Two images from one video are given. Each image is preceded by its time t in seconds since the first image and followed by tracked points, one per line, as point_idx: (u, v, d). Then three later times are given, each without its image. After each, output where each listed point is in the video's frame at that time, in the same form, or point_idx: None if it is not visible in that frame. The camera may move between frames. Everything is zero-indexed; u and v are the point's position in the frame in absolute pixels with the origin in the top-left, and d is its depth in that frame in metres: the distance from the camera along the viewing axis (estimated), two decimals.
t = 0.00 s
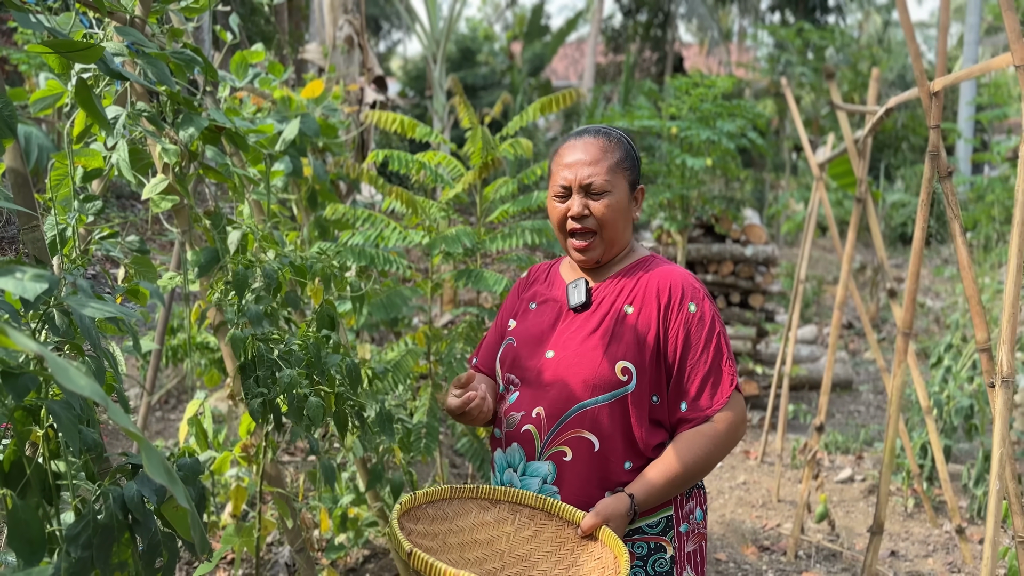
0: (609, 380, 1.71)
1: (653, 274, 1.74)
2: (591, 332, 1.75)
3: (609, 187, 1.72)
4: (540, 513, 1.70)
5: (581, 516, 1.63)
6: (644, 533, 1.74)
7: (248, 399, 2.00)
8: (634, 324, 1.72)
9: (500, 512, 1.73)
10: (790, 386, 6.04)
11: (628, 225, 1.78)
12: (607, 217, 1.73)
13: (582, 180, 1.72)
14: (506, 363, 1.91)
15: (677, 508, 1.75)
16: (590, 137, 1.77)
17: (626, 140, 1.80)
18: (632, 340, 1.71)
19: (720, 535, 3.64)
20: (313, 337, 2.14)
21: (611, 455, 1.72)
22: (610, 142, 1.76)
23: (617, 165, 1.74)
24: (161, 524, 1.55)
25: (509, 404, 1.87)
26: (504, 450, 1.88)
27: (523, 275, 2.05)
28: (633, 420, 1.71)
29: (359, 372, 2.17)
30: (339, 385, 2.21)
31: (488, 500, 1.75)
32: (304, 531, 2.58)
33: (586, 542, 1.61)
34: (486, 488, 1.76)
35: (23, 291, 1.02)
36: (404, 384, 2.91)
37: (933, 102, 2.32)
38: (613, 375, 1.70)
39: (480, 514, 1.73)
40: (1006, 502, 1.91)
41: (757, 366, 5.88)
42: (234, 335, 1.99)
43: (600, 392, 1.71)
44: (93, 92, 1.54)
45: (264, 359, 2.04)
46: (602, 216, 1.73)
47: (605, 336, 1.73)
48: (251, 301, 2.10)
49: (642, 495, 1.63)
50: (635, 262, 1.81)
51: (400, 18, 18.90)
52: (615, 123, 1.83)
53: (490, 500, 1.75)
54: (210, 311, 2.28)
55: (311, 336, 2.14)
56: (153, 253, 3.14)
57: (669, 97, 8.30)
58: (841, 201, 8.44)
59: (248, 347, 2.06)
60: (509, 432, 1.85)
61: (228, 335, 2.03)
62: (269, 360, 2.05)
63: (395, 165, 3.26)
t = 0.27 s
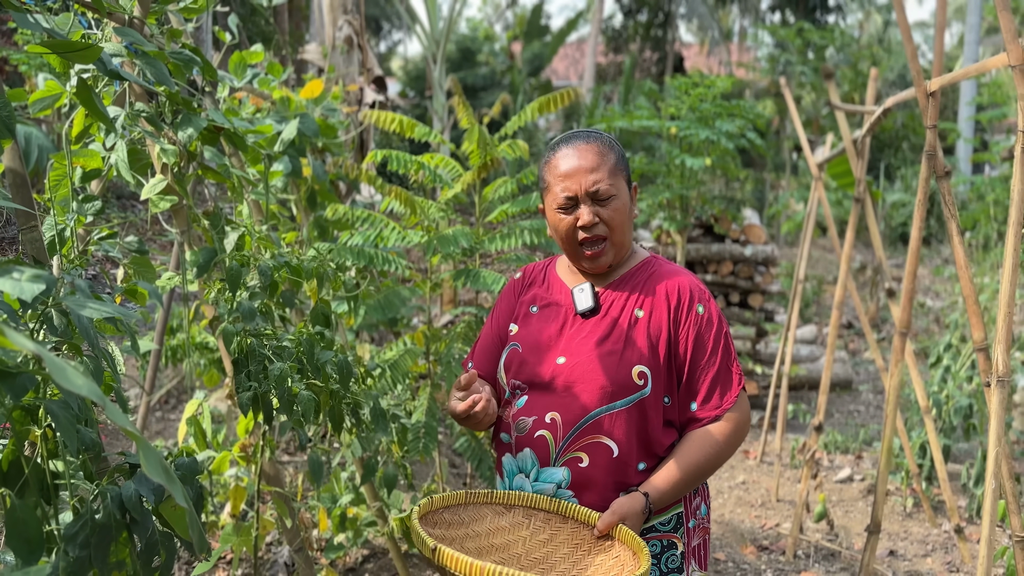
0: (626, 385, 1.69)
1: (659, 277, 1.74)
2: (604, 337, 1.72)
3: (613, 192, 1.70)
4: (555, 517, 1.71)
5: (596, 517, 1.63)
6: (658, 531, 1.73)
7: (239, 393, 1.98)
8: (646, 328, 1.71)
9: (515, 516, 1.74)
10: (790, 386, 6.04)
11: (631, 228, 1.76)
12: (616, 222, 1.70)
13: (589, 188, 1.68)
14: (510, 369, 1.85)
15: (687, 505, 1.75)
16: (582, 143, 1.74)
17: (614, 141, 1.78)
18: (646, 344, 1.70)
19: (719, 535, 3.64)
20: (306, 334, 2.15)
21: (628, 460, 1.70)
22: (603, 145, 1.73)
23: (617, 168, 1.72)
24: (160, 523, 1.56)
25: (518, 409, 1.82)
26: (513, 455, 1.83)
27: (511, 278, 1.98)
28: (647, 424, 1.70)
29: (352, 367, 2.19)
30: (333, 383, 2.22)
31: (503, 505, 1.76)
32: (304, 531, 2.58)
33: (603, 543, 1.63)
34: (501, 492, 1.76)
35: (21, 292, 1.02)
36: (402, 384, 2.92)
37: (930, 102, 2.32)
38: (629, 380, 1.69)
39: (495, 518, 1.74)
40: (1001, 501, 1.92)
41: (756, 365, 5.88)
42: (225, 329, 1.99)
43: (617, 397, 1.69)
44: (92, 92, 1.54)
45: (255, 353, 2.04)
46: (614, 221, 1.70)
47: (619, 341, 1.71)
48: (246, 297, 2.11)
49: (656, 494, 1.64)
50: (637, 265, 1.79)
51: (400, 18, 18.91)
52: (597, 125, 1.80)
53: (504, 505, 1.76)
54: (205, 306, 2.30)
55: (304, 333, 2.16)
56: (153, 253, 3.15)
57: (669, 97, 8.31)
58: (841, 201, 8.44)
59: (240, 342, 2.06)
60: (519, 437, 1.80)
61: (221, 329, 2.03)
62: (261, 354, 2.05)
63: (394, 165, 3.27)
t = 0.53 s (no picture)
0: (633, 392, 1.68)
1: (664, 281, 1.73)
2: (610, 344, 1.71)
3: (616, 196, 1.68)
4: (562, 520, 1.72)
5: (604, 520, 1.65)
6: (665, 531, 1.73)
7: (244, 400, 2.00)
8: (652, 334, 1.70)
9: (522, 520, 1.75)
10: (790, 386, 6.04)
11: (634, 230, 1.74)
12: (621, 226, 1.69)
13: (592, 195, 1.66)
14: (515, 374, 1.83)
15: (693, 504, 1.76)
16: (578, 149, 1.72)
17: (609, 143, 1.77)
18: (653, 349, 1.70)
19: (719, 535, 3.64)
20: (309, 337, 2.15)
21: (635, 466, 1.69)
22: (600, 149, 1.72)
23: (616, 171, 1.70)
24: (159, 522, 1.56)
25: (524, 412, 1.82)
26: (521, 458, 1.82)
27: (511, 281, 1.95)
28: (654, 429, 1.70)
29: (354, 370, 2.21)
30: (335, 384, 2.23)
31: (510, 509, 1.77)
32: (304, 530, 2.58)
33: (610, 546, 1.65)
34: (506, 497, 1.78)
35: (19, 292, 1.02)
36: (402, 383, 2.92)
37: (929, 102, 2.32)
38: (636, 387, 1.68)
39: (502, 523, 1.76)
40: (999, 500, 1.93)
41: (757, 365, 5.89)
42: (228, 334, 1.99)
43: (624, 405, 1.68)
44: (92, 93, 1.54)
45: (259, 359, 2.02)
46: (619, 226, 1.68)
47: (625, 346, 1.70)
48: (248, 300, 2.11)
49: (664, 497, 1.65)
50: (641, 267, 1.78)
51: (400, 18, 18.90)
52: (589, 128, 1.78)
53: (512, 509, 1.77)
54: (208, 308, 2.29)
55: (307, 336, 2.16)
56: (153, 253, 3.15)
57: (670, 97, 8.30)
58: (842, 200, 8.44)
59: (243, 346, 2.05)
60: (527, 441, 1.79)
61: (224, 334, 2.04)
62: (264, 359, 2.03)
63: (394, 165, 3.27)
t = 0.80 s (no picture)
0: (632, 394, 1.68)
1: (664, 282, 1.73)
2: (611, 346, 1.71)
3: (610, 194, 1.68)
4: (563, 521, 1.72)
5: (604, 523, 1.65)
6: (666, 532, 1.73)
7: (243, 401, 2.00)
8: (653, 336, 1.70)
9: (523, 522, 1.75)
10: (791, 385, 6.04)
11: (632, 230, 1.74)
12: (615, 225, 1.68)
13: (585, 192, 1.67)
14: (516, 376, 1.84)
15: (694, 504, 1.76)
16: (575, 148, 1.73)
17: (611, 142, 1.77)
18: (653, 352, 1.69)
19: (720, 534, 3.64)
20: (311, 340, 2.15)
21: (636, 469, 1.70)
22: (597, 148, 1.72)
23: (612, 169, 1.71)
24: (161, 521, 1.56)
25: (525, 412, 1.83)
26: (522, 459, 1.83)
27: (513, 280, 1.96)
28: (655, 431, 1.70)
29: (356, 373, 2.19)
30: (337, 386, 2.23)
31: (511, 511, 1.78)
32: (305, 530, 2.59)
33: (611, 548, 1.65)
34: (507, 499, 1.78)
35: (22, 292, 1.03)
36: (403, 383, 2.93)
37: (930, 100, 2.32)
38: (636, 390, 1.68)
39: (503, 525, 1.76)
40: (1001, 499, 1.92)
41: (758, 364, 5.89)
42: (229, 337, 1.99)
43: (624, 407, 1.68)
44: (94, 93, 1.55)
45: (260, 362, 2.03)
46: (612, 224, 1.67)
47: (625, 349, 1.70)
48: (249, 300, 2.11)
49: (665, 499, 1.65)
50: (641, 269, 1.78)
51: (401, 18, 18.90)
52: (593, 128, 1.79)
53: (512, 511, 1.78)
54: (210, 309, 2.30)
55: (309, 339, 2.15)
56: (155, 253, 3.16)
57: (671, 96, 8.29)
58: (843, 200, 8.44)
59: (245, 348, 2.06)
60: (528, 441, 1.80)
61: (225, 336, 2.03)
62: (265, 362, 2.04)
63: (395, 165, 3.27)
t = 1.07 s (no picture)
0: (623, 387, 1.68)
1: (660, 276, 1.73)
2: (602, 337, 1.71)
3: (598, 173, 1.72)
4: (553, 519, 1.69)
5: (595, 521, 1.62)
6: (660, 532, 1.72)
7: (244, 395, 2.00)
8: (645, 329, 1.70)
9: (514, 520, 1.72)
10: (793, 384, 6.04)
11: (621, 216, 1.75)
12: (592, 201, 1.72)
13: (575, 163, 1.75)
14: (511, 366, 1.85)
15: (689, 504, 1.75)
16: (593, 128, 1.80)
17: (632, 133, 1.80)
18: (645, 345, 1.69)
19: (722, 531, 3.64)
20: (311, 335, 2.16)
21: (626, 463, 1.70)
22: (610, 133, 1.78)
23: (614, 154, 1.74)
24: (165, 518, 1.56)
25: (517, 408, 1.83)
26: (515, 456, 1.83)
27: (518, 270, 1.98)
28: (647, 425, 1.70)
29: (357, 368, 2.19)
30: (337, 382, 2.23)
31: (501, 509, 1.73)
32: (308, 528, 2.59)
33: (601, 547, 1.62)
34: (497, 496, 1.74)
35: (27, 289, 1.03)
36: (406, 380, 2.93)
37: (932, 98, 2.32)
38: (627, 382, 1.68)
39: (493, 522, 1.72)
40: (1003, 495, 1.92)
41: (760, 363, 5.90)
42: (229, 329, 2.01)
43: (614, 399, 1.69)
44: (98, 91, 1.55)
45: (259, 355, 2.04)
46: (587, 200, 1.72)
47: (617, 340, 1.70)
48: (251, 297, 2.11)
49: (657, 497, 1.64)
50: (636, 262, 1.79)
51: (402, 17, 18.91)
52: (631, 120, 1.84)
53: (503, 508, 1.73)
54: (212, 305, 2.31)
55: (310, 334, 2.15)
56: (158, 252, 3.16)
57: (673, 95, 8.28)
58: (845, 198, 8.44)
59: (245, 343, 2.07)
60: (521, 437, 1.80)
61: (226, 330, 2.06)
62: (265, 355, 2.05)
63: (397, 164, 3.28)
